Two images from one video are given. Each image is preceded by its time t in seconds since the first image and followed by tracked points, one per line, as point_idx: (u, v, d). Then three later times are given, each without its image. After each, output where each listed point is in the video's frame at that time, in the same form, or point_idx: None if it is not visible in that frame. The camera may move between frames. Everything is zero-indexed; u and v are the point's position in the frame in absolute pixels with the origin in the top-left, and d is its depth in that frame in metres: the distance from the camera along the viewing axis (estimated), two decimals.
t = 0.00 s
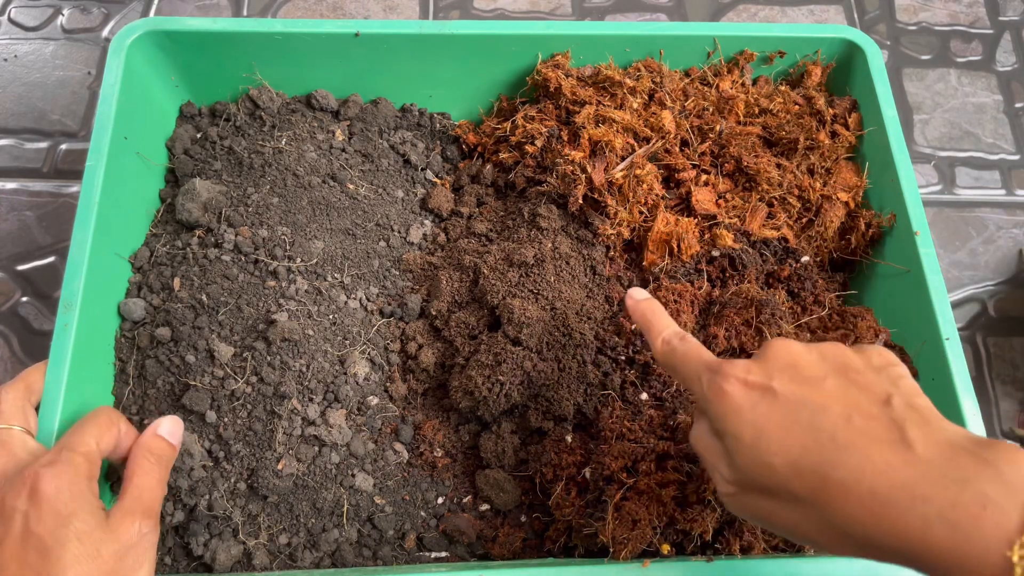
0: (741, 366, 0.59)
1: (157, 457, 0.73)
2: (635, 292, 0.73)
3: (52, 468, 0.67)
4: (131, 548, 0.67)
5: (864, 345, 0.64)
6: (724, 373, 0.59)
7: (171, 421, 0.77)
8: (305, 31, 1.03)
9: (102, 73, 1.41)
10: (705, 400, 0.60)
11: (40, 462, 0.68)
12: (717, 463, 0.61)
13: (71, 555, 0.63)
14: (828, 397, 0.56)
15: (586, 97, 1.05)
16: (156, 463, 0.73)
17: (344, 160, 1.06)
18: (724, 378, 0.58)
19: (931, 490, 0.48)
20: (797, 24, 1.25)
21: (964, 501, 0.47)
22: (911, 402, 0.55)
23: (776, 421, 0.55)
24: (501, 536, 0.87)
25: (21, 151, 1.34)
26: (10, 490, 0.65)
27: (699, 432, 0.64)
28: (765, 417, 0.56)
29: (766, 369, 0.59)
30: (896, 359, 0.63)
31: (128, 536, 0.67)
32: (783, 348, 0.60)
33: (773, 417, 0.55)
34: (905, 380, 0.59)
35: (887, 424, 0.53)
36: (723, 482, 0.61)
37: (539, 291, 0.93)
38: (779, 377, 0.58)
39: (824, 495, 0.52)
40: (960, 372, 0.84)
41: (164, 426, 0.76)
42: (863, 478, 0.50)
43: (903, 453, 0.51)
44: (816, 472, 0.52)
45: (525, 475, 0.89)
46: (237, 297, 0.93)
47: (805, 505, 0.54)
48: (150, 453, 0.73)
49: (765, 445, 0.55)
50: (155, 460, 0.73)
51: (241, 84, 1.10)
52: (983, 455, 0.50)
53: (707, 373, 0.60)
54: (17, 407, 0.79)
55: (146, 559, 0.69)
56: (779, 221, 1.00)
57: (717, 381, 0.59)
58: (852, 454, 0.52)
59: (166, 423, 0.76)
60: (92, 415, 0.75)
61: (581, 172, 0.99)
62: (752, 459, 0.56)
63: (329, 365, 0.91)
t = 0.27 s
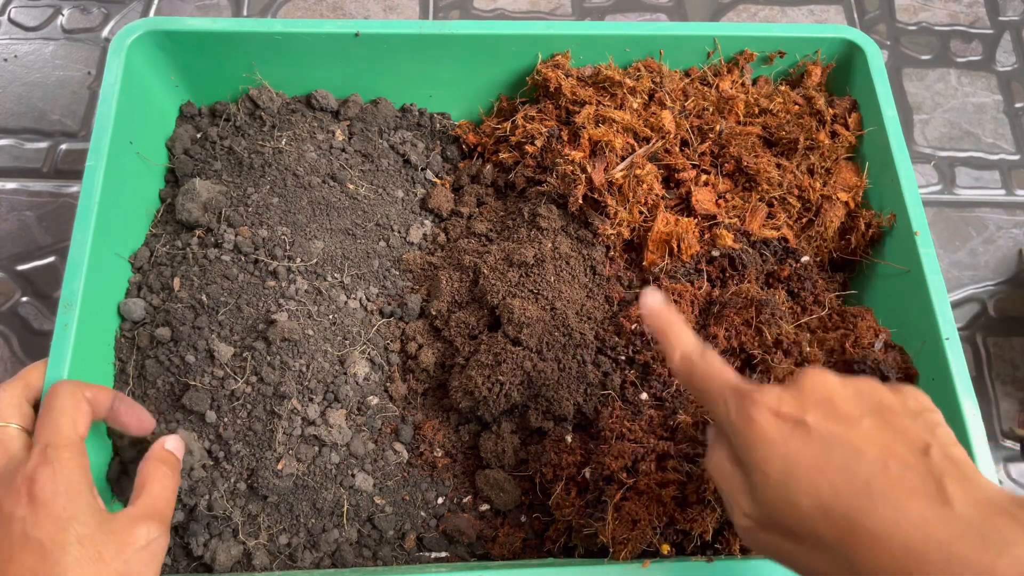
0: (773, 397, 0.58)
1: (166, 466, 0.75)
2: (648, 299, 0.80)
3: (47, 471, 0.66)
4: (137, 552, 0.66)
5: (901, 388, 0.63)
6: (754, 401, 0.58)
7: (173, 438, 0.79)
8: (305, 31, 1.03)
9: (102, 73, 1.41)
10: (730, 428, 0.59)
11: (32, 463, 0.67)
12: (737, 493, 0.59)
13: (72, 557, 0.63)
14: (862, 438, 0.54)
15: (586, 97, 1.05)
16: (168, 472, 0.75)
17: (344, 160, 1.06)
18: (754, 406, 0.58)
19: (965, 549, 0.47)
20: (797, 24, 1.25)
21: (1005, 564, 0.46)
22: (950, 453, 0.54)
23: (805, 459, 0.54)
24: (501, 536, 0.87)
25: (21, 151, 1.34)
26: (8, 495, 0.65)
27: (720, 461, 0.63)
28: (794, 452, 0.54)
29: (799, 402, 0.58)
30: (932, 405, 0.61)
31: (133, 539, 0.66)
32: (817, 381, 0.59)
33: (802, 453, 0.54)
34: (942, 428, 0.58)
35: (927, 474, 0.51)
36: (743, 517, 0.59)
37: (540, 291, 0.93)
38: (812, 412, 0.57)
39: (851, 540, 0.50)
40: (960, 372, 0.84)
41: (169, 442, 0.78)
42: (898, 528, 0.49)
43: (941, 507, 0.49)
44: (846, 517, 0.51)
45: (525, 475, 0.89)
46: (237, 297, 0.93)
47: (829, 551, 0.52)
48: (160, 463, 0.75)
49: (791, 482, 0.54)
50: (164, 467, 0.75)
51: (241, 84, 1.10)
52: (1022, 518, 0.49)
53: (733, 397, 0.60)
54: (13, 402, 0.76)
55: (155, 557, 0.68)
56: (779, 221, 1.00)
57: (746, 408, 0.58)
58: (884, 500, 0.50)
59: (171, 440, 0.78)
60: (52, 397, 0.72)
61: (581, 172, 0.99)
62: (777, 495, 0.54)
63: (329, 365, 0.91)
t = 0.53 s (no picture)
0: (776, 413, 0.59)
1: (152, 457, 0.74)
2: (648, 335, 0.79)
3: (42, 468, 0.66)
4: (126, 549, 0.67)
5: (905, 396, 0.63)
6: (758, 421, 0.58)
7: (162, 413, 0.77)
8: (305, 31, 1.03)
9: (102, 73, 1.41)
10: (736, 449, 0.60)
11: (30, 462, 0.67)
12: (749, 518, 0.61)
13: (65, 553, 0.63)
14: (866, 451, 0.55)
15: (586, 97, 1.05)
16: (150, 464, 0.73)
17: (344, 160, 1.06)
18: (757, 425, 0.58)
19: (976, 559, 0.47)
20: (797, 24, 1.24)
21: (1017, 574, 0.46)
22: (956, 462, 0.54)
23: (812, 476, 0.55)
24: (502, 536, 0.87)
25: (21, 151, 1.34)
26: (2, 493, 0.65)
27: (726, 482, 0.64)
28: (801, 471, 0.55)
29: (801, 417, 0.59)
30: (937, 412, 0.62)
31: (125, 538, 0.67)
32: (817, 393, 0.60)
33: (809, 471, 0.55)
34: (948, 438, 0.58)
35: (933, 486, 0.52)
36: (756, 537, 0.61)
37: (539, 291, 0.93)
38: (815, 426, 0.58)
39: (863, 558, 0.51)
40: (960, 372, 0.84)
41: (156, 418, 0.76)
42: (905, 543, 0.49)
43: (947, 519, 0.50)
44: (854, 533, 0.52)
45: (525, 475, 0.89)
46: (237, 297, 0.93)
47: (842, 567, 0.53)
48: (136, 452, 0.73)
49: (800, 502, 0.55)
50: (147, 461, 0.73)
51: (241, 84, 1.10)
52: None
53: (735, 418, 0.60)
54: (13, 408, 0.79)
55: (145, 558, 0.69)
56: (779, 221, 1.00)
57: (751, 429, 0.58)
58: (893, 517, 0.51)
59: (156, 412, 0.76)
60: (84, 419, 0.75)
61: (581, 172, 0.99)
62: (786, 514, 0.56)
63: (329, 365, 0.91)
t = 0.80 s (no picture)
0: (777, 441, 0.58)
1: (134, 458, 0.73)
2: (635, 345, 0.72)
3: (45, 470, 0.66)
4: (128, 547, 0.66)
5: (900, 420, 0.63)
6: (759, 447, 0.57)
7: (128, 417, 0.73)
8: (305, 31, 1.03)
9: (102, 73, 1.41)
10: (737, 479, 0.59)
11: (32, 463, 0.67)
12: (751, 545, 0.60)
13: (68, 555, 0.62)
14: (869, 480, 0.55)
15: (586, 97, 1.05)
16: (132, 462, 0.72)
17: (344, 160, 1.06)
18: (759, 454, 0.57)
19: None
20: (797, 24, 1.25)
21: None
22: (957, 491, 0.54)
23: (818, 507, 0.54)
24: (502, 536, 0.87)
25: (21, 151, 1.34)
26: (7, 496, 0.65)
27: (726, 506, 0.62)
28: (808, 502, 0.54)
29: (802, 446, 0.58)
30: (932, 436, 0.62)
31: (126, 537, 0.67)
32: (816, 422, 0.60)
33: (813, 502, 0.54)
34: (945, 464, 0.58)
35: (937, 518, 0.52)
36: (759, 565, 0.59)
37: (539, 291, 0.93)
38: (815, 454, 0.57)
39: None
40: (960, 372, 0.84)
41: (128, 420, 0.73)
42: None
43: (952, 553, 0.50)
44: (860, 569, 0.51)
45: (525, 475, 0.89)
46: (237, 297, 0.93)
47: None
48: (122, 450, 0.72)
49: (805, 536, 0.54)
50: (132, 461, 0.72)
51: (241, 84, 1.10)
52: None
53: (735, 444, 0.59)
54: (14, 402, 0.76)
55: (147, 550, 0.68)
56: (779, 221, 1.00)
57: (751, 455, 0.57)
58: (900, 548, 0.50)
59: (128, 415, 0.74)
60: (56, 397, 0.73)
61: (581, 172, 0.99)
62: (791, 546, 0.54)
63: (329, 365, 0.91)
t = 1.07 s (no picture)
0: (801, 448, 0.52)
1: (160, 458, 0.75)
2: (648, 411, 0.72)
3: (45, 472, 0.66)
4: (135, 550, 0.65)
5: (914, 423, 0.62)
6: (783, 457, 0.52)
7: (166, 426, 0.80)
8: (305, 31, 1.03)
9: (102, 73, 1.41)
10: (758, 489, 0.54)
11: (30, 465, 0.67)
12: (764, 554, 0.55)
13: (72, 554, 0.61)
14: (898, 490, 0.51)
15: (586, 97, 1.05)
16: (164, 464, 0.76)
17: (344, 160, 1.06)
18: (783, 464, 0.52)
19: None
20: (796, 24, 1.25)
21: None
22: (980, 505, 0.51)
23: (843, 515, 0.49)
24: (502, 536, 0.87)
25: (21, 151, 1.34)
26: (5, 499, 0.63)
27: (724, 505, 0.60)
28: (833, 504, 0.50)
29: (829, 454, 0.52)
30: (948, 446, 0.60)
31: (132, 540, 0.66)
32: (841, 425, 0.54)
33: (842, 517, 0.49)
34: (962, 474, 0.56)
35: (967, 538, 0.49)
36: (770, 573, 0.55)
37: (540, 291, 0.93)
38: (842, 462, 0.52)
39: None
40: (960, 372, 0.84)
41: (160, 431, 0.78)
42: None
43: None
44: None
45: (525, 475, 0.89)
46: (237, 297, 0.93)
47: None
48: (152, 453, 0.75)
49: (830, 552, 0.49)
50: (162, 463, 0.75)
51: (241, 84, 1.10)
52: None
53: (756, 455, 0.54)
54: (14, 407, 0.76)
55: (152, 561, 0.67)
56: (779, 221, 1.00)
57: (775, 465, 0.52)
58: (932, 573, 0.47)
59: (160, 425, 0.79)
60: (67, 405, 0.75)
61: (581, 172, 0.99)
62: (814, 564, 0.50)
63: (329, 365, 0.91)
